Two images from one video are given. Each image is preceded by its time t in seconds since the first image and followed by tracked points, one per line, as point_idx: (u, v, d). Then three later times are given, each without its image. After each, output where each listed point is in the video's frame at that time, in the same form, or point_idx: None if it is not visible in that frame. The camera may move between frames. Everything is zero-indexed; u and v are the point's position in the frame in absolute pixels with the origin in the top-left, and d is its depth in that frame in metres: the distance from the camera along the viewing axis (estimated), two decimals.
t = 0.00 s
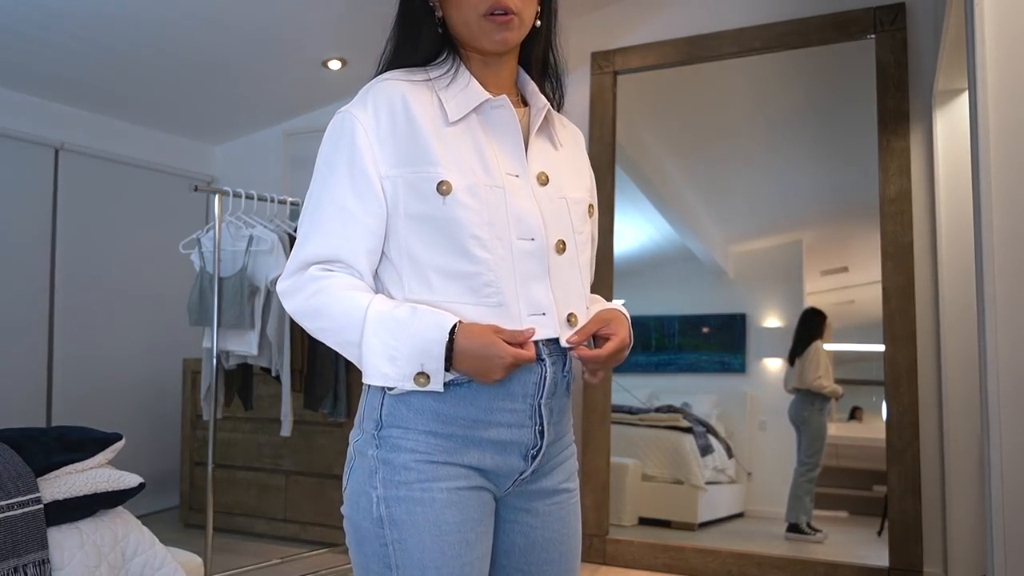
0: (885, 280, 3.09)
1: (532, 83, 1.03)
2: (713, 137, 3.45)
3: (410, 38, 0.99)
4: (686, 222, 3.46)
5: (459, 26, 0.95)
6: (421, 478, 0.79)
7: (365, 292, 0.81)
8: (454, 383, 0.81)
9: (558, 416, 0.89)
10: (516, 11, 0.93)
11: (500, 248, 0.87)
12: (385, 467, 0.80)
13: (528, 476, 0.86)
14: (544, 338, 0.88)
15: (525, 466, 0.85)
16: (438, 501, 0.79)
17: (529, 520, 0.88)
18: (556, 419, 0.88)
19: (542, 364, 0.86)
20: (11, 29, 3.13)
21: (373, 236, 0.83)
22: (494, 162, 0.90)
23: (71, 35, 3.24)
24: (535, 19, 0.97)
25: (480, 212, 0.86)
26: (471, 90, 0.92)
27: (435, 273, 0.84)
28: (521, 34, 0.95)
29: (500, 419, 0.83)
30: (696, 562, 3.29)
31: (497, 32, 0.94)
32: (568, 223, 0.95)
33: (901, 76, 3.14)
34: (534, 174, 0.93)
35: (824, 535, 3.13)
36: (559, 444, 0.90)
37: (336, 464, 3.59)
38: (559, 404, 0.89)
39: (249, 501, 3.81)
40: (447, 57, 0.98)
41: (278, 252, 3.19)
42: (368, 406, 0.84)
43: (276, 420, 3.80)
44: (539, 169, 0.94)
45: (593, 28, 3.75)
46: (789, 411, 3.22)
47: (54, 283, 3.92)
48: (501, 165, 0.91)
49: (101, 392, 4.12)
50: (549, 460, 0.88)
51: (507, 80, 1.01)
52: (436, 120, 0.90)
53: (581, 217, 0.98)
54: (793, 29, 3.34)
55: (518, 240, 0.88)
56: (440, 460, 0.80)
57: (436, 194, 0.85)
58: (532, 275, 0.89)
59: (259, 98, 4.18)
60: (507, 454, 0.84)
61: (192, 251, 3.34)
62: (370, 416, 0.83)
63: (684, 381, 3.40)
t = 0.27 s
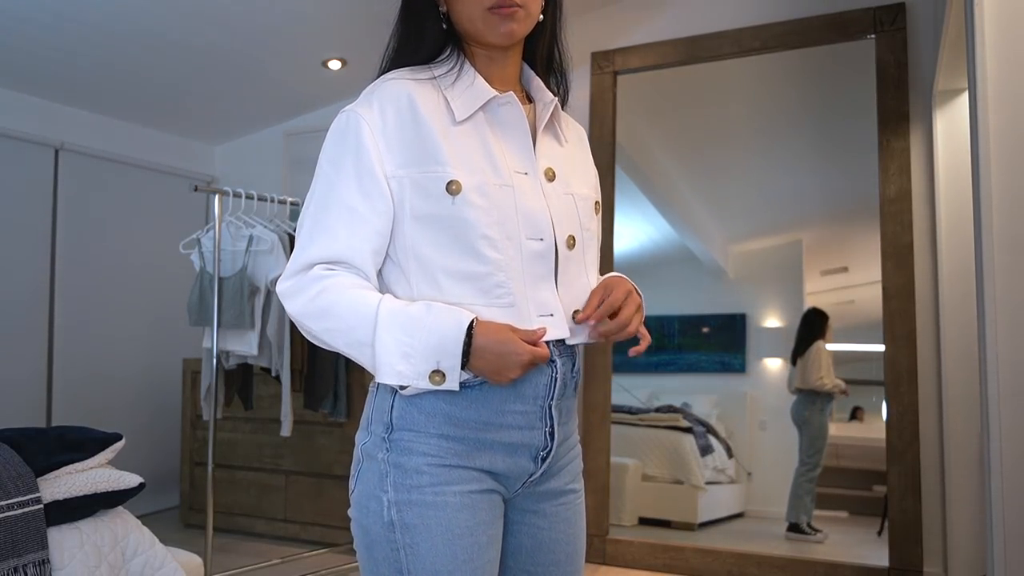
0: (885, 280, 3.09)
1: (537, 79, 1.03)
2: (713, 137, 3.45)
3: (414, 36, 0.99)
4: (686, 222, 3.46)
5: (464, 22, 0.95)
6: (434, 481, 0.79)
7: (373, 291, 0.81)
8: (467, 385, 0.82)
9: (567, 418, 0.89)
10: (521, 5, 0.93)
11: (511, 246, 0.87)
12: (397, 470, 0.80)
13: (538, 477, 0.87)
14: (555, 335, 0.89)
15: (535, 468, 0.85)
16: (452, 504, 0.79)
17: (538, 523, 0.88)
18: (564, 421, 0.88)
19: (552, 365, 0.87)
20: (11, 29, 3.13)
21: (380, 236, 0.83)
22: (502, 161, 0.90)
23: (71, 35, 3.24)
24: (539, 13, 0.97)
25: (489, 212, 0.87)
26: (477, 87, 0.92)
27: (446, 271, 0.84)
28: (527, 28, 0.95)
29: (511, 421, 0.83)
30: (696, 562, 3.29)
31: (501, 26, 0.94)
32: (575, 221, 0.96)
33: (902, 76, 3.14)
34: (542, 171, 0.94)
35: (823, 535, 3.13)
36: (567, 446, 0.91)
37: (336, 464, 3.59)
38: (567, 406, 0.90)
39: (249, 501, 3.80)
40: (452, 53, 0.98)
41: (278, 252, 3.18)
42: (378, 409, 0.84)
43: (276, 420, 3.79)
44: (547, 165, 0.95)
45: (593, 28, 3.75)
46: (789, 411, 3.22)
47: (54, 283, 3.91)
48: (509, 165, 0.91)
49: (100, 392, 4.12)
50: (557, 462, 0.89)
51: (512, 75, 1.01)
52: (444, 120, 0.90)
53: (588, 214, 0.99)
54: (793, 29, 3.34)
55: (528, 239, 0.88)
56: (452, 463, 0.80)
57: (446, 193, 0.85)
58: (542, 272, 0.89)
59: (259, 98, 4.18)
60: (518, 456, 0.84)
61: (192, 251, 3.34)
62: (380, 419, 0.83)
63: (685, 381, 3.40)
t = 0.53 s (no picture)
0: (885, 280, 3.09)
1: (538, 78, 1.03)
2: (713, 137, 3.45)
3: (416, 37, 0.99)
4: (686, 222, 3.46)
5: (466, 21, 0.95)
6: (446, 481, 0.79)
7: (387, 292, 0.80)
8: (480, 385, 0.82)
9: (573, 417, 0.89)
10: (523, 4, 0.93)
11: (523, 243, 0.88)
12: (409, 471, 0.80)
13: (546, 476, 0.87)
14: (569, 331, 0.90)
15: (545, 467, 0.86)
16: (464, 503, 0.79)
17: (546, 522, 0.88)
18: (571, 421, 0.89)
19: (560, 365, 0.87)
20: (11, 30, 3.13)
21: (393, 236, 0.82)
22: (509, 159, 0.90)
23: (71, 35, 3.24)
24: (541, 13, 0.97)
25: (502, 208, 0.87)
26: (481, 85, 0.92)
27: (461, 270, 0.84)
28: (529, 27, 0.95)
29: (522, 420, 0.83)
30: (696, 562, 3.30)
31: (504, 25, 0.94)
32: (579, 219, 0.97)
33: (901, 76, 3.14)
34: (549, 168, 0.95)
35: (824, 535, 3.13)
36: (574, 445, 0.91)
37: (336, 464, 3.59)
38: (574, 405, 0.90)
39: (249, 501, 3.81)
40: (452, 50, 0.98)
41: (278, 252, 3.18)
42: (387, 410, 0.84)
43: (276, 420, 3.79)
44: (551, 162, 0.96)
45: (593, 27, 3.74)
46: (790, 411, 3.22)
47: (54, 283, 3.91)
48: (516, 162, 0.91)
49: (100, 392, 4.12)
50: (565, 460, 0.89)
51: (513, 74, 1.01)
52: (450, 118, 0.90)
53: (591, 210, 0.99)
54: (793, 29, 3.34)
55: (537, 235, 0.89)
56: (464, 463, 0.80)
57: (461, 191, 0.85)
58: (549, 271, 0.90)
59: (259, 98, 4.18)
60: (527, 455, 0.84)
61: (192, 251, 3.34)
62: (389, 418, 0.83)
63: (685, 381, 3.40)
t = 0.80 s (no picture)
0: (885, 280, 3.09)
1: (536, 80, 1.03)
2: (713, 137, 3.45)
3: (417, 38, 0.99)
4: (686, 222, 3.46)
5: (469, 20, 0.95)
6: (456, 479, 0.79)
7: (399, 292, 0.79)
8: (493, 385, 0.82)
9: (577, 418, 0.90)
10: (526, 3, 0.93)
11: (536, 245, 0.88)
12: (419, 469, 0.80)
13: (554, 475, 0.88)
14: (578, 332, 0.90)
15: (553, 466, 0.86)
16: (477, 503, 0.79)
17: (551, 522, 0.88)
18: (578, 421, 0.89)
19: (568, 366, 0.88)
20: (11, 29, 3.13)
21: (406, 236, 0.82)
22: (518, 159, 0.91)
23: (71, 35, 3.24)
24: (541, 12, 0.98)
25: (516, 209, 0.87)
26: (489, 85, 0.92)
27: (475, 271, 0.84)
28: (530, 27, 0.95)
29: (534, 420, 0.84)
30: (696, 562, 3.30)
31: (507, 24, 0.94)
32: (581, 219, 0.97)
33: (901, 77, 3.14)
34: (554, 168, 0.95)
35: (823, 535, 3.13)
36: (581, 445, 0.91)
37: (336, 464, 3.59)
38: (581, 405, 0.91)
39: (249, 501, 3.81)
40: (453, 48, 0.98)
41: (277, 252, 3.17)
42: (393, 406, 0.83)
43: (276, 420, 3.79)
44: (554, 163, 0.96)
45: (593, 27, 3.74)
46: (790, 411, 3.22)
47: (54, 283, 3.91)
48: (525, 163, 0.91)
49: (100, 392, 4.12)
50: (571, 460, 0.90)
51: (512, 74, 1.02)
52: (459, 118, 0.89)
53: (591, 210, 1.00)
54: (793, 29, 3.34)
55: (545, 236, 0.90)
56: (479, 464, 0.80)
57: (476, 191, 0.85)
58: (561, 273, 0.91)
59: (259, 98, 4.18)
60: (537, 455, 0.85)
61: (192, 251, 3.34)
62: (396, 415, 0.83)
63: (685, 381, 3.40)
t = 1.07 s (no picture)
0: (885, 280, 3.09)
1: (531, 85, 1.07)
2: (713, 137, 3.45)
3: (423, 69, 1.12)
4: (686, 221, 3.45)
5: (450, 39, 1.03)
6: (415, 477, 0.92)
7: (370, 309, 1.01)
8: (432, 389, 0.95)
9: (554, 417, 0.93)
10: (501, 22, 1.01)
11: (453, 259, 0.98)
12: (395, 469, 0.94)
13: (523, 473, 0.93)
14: (505, 336, 0.95)
15: (512, 464, 0.92)
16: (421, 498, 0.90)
17: (543, 520, 0.92)
18: (550, 420, 0.93)
19: (504, 367, 0.94)
20: (11, 29, 3.13)
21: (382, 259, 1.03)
22: (447, 182, 1.01)
23: (72, 35, 3.24)
24: (525, 29, 1.04)
25: (431, 228, 0.99)
26: (430, 114, 1.05)
27: (411, 283, 0.99)
28: (509, 45, 1.02)
29: (474, 421, 0.93)
30: (696, 562, 3.30)
31: (484, 43, 1.01)
32: (557, 222, 0.98)
33: (901, 76, 3.14)
34: (498, 179, 1.00)
35: (826, 534, 3.13)
36: (570, 447, 0.93)
37: (336, 464, 3.59)
38: (560, 407, 0.94)
39: (250, 501, 3.81)
40: (446, 84, 1.10)
41: (277, 252, 3.15)
42: (399, 416, 0.99)
43: (276, 420, 3.79)
44: (505, 171, 1.00)
45: (593, 27, 3.74)
46: (789, 411, 3.22)
47: (54, 283, 3.91)
48: (458, 183, 1.01)
49: (101, 392, 4.12)
50: (550, 461, 0.93)
51: (502, 89, 1.09)
52: (404, 152, 1.05)
53: (576, 206, 0.99)
54: (793, 30, 3.34)
55: (461, 251, 0.98)
56: (424, 455, 0.93)
57: (393, 219, 1.01)
58: (495, 282, 0.98)
59: (259, 98, 4.18)
60: (490, 453, 0.93)
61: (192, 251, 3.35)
62: (395, 424, 0.98)
63: (685, 381, 3.38)
